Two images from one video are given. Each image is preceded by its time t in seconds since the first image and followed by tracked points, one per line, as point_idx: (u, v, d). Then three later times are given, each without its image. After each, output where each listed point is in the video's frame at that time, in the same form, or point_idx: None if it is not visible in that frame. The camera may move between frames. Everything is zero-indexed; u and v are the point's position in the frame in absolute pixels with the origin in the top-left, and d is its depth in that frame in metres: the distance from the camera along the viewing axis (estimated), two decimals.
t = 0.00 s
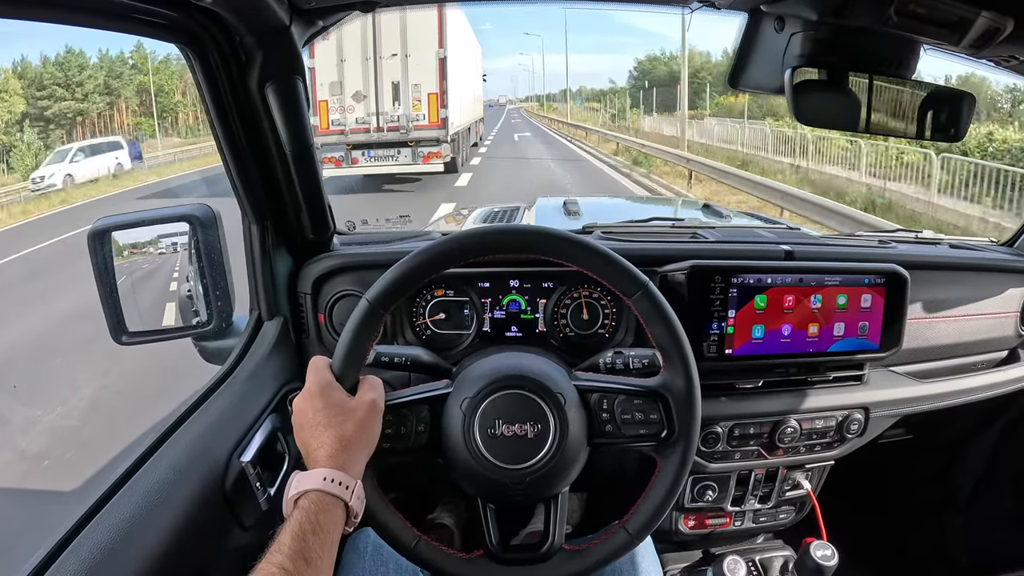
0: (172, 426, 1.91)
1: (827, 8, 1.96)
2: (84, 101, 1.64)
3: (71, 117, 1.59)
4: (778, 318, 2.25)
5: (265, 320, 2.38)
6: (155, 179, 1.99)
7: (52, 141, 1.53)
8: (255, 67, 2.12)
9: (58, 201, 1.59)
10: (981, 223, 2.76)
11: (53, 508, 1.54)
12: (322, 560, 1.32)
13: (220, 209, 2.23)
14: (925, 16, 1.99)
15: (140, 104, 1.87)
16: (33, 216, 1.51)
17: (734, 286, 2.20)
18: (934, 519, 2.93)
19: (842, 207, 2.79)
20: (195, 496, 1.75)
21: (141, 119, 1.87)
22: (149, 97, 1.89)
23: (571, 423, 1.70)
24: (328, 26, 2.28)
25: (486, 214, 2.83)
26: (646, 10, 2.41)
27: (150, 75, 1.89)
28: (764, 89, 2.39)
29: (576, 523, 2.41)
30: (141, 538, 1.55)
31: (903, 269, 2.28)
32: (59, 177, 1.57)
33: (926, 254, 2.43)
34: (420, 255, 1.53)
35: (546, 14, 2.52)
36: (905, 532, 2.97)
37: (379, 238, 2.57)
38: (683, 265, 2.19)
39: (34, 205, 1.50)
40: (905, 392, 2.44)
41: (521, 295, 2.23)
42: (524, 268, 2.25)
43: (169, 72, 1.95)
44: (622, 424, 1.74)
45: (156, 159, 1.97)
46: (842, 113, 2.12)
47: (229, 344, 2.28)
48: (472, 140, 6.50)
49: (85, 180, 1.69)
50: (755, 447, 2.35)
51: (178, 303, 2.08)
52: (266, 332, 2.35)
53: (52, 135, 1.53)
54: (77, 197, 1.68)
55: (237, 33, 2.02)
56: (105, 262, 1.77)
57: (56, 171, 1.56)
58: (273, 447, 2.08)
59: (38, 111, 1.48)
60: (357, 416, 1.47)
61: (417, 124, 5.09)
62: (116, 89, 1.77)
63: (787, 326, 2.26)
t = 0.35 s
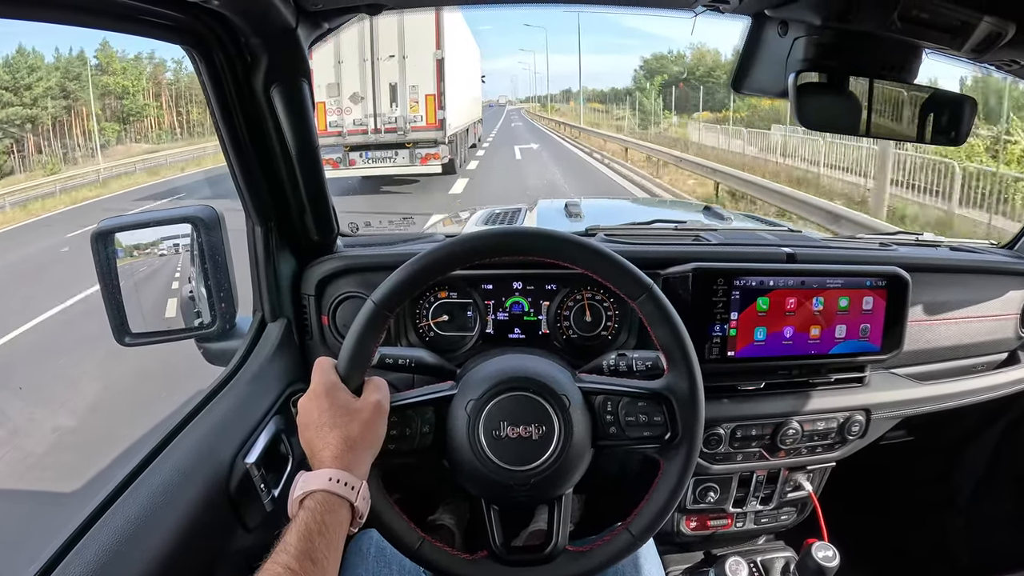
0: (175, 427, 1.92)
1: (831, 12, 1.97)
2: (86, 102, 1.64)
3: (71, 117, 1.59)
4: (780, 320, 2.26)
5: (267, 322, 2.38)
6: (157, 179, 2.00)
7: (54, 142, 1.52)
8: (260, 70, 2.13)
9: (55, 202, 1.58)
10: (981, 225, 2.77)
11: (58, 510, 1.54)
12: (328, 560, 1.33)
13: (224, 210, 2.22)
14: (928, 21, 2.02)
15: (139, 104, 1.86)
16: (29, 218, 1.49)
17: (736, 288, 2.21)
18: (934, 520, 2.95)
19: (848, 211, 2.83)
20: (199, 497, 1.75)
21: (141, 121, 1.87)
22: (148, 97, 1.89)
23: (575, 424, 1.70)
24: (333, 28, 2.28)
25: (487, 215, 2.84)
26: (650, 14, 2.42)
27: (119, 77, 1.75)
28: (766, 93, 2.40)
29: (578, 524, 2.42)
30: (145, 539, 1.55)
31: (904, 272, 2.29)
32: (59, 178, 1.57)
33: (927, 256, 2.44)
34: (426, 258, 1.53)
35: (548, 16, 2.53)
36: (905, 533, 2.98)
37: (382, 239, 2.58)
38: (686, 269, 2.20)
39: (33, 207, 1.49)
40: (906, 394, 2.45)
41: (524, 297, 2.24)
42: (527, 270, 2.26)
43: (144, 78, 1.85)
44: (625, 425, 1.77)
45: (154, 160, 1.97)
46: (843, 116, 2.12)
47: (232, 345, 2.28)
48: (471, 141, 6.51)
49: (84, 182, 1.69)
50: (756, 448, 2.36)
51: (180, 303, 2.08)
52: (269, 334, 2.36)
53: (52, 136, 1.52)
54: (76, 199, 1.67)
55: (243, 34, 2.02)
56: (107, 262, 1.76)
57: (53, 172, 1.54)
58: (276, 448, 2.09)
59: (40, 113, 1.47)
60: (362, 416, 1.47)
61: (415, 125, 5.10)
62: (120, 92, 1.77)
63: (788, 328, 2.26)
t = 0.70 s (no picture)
0: (174, 426, 1.91)
1: (829, 12, 1.97)
2: (90, 105, 1.64)
3: (72, 118, 1.59)
4: (779, 320, 2.25)
5: (265, 321, 2.38)
6: (155, 179, 1.98)
7: (52, 142, 1.52)
8: (258, 70, 2.12)
9: (55, 203, 1.57)
10: (980, 226, 2.77)
11: (56, 509, 1.54)
12: (325, 561, 1.32)
13: (224, 210, 2.22)
14: (926, 21, 2.02)
15: (146, 102, 1.86)
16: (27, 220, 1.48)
17: (735, 288, 2.21)
18: (933, 520, 2.95)
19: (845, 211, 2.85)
20: (197, 496, 1.75)
21: (145, 120, 1.87)
22: (153, 98, 1.89)
23: (573, 425, 1.70)
24: (330, 28, 2.28)
25: (486, 215, 2.84)
26: (648, 14, 2.43)
27: (84, 78, 1.62)
28: (765, 93, 2.36)
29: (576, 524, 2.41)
30: (143, 539, 1.55)
31: (903, 272, 2.29)
32: (61, 177, 1.56)
33: (926, 256, 2.44)
34: (423, 258, 1.53)
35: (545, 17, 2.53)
36: (904, 533, 2.97)
37: (380, 239, 2.58)
38: (684, 269, 2.19)
39: (29, 209, 1.48)
40: (905, 394, 2.44)
41: (523, 297, 2.23)
42: (525, 270, 2.25)
43: (116, 79, 1.73)
44: (622, 425, 1.76)
45: (158, 160, 1.96)
46: (842, 116, 2.12)
47: (231, 345, 2.28)
48: (468, 142, 6.51)
49: (87, 181, 1.69)
50: (755, 449, 2.36)
51: (178, 302, 2.08)
52: (267, 334, 2.35)
53: (50, 136, 1.51)
54: (77, 199, 1.66)
55: (241, 34, 2.02)
56: (106, 262, 1.76)
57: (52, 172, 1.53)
58: (274, 448, 2.09)
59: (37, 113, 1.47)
60: (360, 417, 1.47)
61: (412, 126, 5.10)
62: (124, 93, 1.77)
63: (787, 329, 2.26)
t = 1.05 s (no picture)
0: (175, 427, 1.93)
1: (827, 15, 1.98)
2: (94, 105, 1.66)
3: (75, 120, 1.60)
4: (776, 322, 2.26)
5: (265, 322, 2.39)
6: (155, 180, 1.99)
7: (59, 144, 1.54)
8: (258, 72, 2.13)
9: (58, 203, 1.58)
10: (978, 227, 2.78)
11: (58, 509, 1.55)
12: (324, 564, 1.33)
13: (224, 212, 2.24)
14: (924, 24, 2.02)
15: (146, 102, 1.87)
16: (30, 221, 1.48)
17: (733, 290, 2.21)
18: (931, 521, 2.96)
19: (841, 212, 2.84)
20: (199, 497, 1.76)
21: (147, 122, 1.88)
22: (152, 100, 1.89)
23: (571, 425, 1.71)
24: (330, 31, 2.30)
25: (486, 217, 2.85)
26: (647, 16, 2.43)
27: (36, 79, 1.44)
28: (762, 96, 2.40)
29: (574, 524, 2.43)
30: (144, 539, 1.56)
31: (901, 274, 2.29)
32: (65, 178, 1.57)
33: (924, 258, 2.45)
34: (422, 260, 1.54)
35: (543, 20, 2.54)
36: (902, 533, 2.98)
37: (380, 241, 2.59)
38: (682, 270, 2.20)
39: (32, 210, 1.48)
40: (903, 396, 2.45)
41: (521, 299, 2.24)
42: (523, 272, 2.27)
43: (80, 79, 1.60)
44: (620, 425, 1.78)
45: (158, 161, 1.96)
46: (841, 119, 2.15)
47: (232, 346, 2.29)
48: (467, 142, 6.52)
49: (92, 181, 1.70)
50: (753, 450, 2.37)
51: (179, 302, 2.09)
52: (267, 335, 2.36)
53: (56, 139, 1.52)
54: (80, 199, 1.67)
55: (241, 37, 2.03)
56: (107, 263, 1.77)
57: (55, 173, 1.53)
58: (274, 449, 2.10)
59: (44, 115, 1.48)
60: (359, 421, 1.49)
61: (411, 127, 5.12)
62: (124, 95, 1.78)
63: (785, 330, 2.27)
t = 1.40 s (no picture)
0: (174, 426, 1.92)
1: (829, 12, 1.97)
2: (88, 102, 1.66)
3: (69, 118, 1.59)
4: (778, 321, 2.25)
5: (265, 320, 2.38)
6: (154, 179, 2.01)
7: (52, 141, 1.53)
8: (258, 69, 2.12)
9: (46, 203, 1.56)
10: (979, 226, 2.78)
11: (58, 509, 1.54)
12: (324, 565, 1.32)
13: (223, 209, 2.23)
14: (926, 21, 2.01)
15: (144, 100, 1.86)
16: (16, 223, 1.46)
17: (734, 288, 2.20)
18: (932, 521, 2.95)
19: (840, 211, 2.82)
20: (197, 496, 1.75)
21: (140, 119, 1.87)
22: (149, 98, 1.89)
23: (572, 424, 1.70)
24: (330, 28, 2.28)
25: (486, 215, 2.84)
26: (649, 14, 2.43)
27: None
28: (764, 94, 2.35)
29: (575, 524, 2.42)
30: (143, 538, 1.55)
31: (902, 273, 2.29)
32: (54, 175, 1.56)
33: (926, 257, 2.44)
34: (422, 258, 1.53)
35: (544, 17, 2.53)
36: (902, 533, 2.97)
37: (380, 239, 2.58)
38: (683, 269, 2.19)
39: (19, 211, 1.46)
40: (905, 395, 2.45)
41: (522, 297, 2.23)
42: (524, 270, 2.25)
43: (40, 80, 1.48)
44: (622, 424, 1.76)
45: (149, 161, 1.97)
46: (841, 117, 2.13)
47: (230, 344, 2.28)
48: (466, 142, 6.52)
49: (82, 180, 1.69)
50: (754, 449, 2.36)
51: (178, 302, 2.09)
52: (266, 333, 2.35)
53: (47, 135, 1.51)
54: (71, 197, 1.66)
55: (241, 34, 2.01)
56: (106, 262, 1.76)
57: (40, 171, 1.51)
58: (274, 447, 2.10)
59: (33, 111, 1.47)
60: (359, 421, 1.48)
61: (409, 126, 5.11)
62: (122, 93, 1.78)
63: (786, 329, 2.26)
